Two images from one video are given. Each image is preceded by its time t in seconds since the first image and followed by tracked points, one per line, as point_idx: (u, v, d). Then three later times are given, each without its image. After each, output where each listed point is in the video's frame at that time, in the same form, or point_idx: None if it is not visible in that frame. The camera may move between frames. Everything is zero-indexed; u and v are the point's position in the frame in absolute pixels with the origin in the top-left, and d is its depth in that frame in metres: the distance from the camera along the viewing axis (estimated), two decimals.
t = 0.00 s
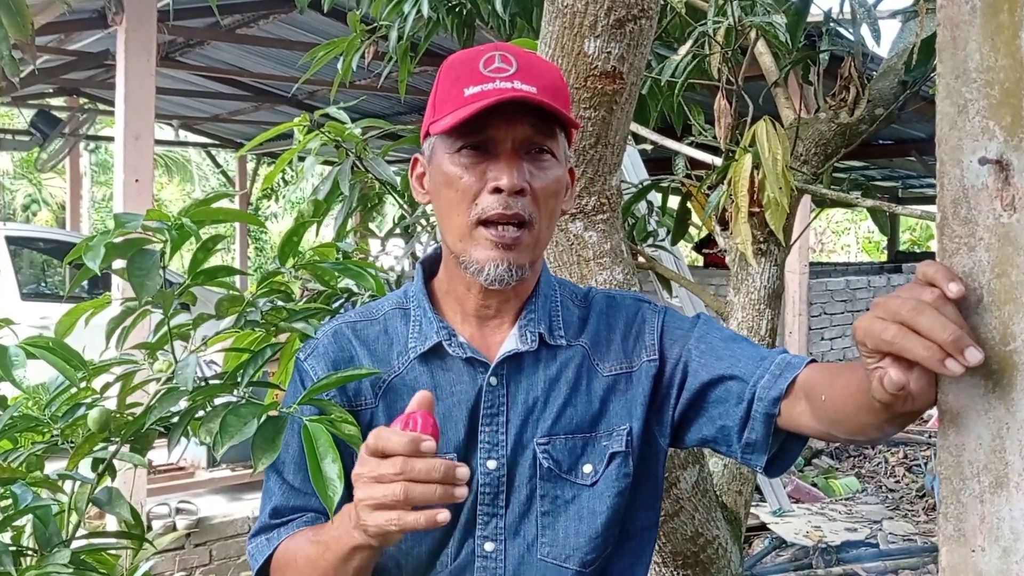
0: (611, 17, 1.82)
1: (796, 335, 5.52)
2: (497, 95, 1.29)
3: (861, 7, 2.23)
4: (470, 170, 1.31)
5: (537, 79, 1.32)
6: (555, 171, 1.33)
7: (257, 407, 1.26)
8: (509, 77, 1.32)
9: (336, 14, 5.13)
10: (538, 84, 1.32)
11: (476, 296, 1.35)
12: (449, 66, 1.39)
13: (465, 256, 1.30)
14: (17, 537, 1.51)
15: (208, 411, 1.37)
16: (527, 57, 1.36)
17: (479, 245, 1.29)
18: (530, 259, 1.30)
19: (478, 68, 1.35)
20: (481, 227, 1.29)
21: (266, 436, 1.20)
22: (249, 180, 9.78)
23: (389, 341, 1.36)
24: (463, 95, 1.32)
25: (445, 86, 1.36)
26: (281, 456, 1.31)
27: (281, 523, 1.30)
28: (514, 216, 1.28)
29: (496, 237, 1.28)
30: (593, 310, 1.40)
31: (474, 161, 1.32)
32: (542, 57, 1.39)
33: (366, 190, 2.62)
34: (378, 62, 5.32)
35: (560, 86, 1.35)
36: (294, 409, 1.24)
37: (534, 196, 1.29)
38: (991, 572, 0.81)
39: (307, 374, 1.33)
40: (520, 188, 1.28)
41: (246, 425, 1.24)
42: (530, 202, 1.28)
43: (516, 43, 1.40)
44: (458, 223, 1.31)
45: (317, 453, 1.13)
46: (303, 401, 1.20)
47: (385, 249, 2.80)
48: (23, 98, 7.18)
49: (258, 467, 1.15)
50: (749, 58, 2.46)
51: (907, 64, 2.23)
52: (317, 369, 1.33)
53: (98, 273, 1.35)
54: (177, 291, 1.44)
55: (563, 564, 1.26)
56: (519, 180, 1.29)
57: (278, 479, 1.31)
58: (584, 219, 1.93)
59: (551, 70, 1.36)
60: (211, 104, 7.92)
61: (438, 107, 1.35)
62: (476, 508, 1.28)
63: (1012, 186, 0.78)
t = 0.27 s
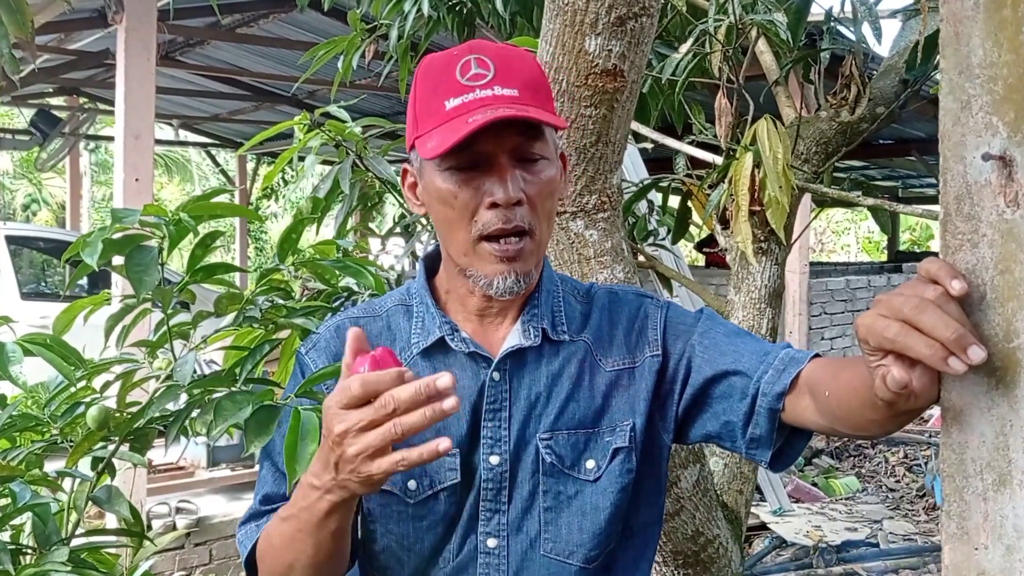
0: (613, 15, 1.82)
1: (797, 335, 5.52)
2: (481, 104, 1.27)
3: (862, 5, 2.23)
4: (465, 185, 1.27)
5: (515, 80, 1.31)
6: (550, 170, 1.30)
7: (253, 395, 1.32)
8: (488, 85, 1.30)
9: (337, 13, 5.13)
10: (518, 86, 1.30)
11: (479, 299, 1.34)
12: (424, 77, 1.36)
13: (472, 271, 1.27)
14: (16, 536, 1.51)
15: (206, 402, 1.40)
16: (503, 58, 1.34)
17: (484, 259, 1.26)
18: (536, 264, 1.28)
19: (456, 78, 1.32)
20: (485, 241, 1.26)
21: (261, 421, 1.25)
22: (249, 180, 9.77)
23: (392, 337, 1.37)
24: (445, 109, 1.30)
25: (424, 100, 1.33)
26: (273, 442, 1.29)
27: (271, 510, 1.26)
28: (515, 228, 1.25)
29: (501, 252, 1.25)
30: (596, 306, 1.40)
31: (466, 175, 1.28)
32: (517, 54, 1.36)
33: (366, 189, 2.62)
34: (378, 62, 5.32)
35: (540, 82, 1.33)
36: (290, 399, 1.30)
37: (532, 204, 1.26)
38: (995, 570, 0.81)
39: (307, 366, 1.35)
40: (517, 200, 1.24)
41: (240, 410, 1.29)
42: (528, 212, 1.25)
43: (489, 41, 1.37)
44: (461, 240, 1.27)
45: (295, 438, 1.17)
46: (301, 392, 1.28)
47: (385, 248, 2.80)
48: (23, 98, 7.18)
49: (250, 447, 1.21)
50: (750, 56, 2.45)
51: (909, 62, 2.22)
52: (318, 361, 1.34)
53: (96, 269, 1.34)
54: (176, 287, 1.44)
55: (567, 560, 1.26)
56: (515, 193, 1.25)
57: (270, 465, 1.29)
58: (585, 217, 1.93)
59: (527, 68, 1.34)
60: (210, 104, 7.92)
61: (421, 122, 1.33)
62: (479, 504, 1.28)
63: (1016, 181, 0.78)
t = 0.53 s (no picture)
0: (614, 16, 1.82)
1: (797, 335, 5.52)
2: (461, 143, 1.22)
3: (863, 6, 2.22)
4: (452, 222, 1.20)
5: (492, 106, 1.24)
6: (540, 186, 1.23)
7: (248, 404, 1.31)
8: (465, 118, 1.23)
9: (337, 13, 5.13)
10: (496, 112, 1.24)
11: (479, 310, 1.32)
12: (394, 108, 1.28)
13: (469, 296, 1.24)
14: (17, 537, 1.50)
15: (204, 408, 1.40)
16: (473, 79, 1.25)
17: (481, 285, 1.22)
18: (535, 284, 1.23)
19: (428, 110, 1.25)
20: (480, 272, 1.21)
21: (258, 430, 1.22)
22: (249, 179, 9.77)
23: (392, 344, 1.35)
24: (424, 147, 1.24)
25: (400, 135, 1.27)
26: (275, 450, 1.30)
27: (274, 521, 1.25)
28: (512, 259, 1.19)
29: (496, 280, 1.20)
30: (595, 305, 1.39)
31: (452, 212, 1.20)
32: (488, 67, 1.27)
33: (367, 189, 2.61)
34: (378, 62, 5.32)
35: (517, 100, 1.26)
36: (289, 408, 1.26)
37: (526, 229, 1.20)
38: (997, 573, 0.81)
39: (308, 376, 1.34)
40: (510, 232, 1.18)
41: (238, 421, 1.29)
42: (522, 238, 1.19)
43: (456, 56, 1.28)
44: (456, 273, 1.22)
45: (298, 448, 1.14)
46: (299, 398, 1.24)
47: (385, 248, 2.79)
48: (23, 98, 7.18)
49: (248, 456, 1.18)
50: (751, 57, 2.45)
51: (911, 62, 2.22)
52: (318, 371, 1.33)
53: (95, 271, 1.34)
54: (176, 289, 1.44)
55: (574, 562, 1.27)
56: (507, 226, 1.17)
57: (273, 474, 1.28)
58: (586, 218, 1.92)
59: (501, 85, 1.26)
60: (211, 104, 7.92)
61: (401, 157, 1.27)
62: (485, 508, 1.29)
63: (1019, 184, 0.78)
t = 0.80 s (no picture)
0: (615, 15, 1.81)
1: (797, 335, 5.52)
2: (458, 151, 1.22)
3: (864, 5, 2.22)
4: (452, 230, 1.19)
5: (489, 112, 1.24)
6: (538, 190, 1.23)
7: (254, 409, 1.26)
8: (462, 124, 1.23)
9: (338, 12, 5.12)
10: (494, 118, 1.23)
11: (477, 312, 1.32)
12: (389, 113, 1.28)
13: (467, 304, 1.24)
14: (18, 535, 1.50)
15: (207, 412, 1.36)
16: (469, 83, 1.25)
17: (480, 291, 1.23)
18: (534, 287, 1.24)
19: (425, 116, 1.24)
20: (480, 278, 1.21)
21: (261, 439, 1.20)
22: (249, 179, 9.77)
23: (389, 349, 1.35)
24: (420, 154, 1.24)
25: (395, 140, 1.26)
26: (275, 465, 1.30)
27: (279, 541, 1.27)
28: (511, 265, 1.20)
29: (495, 286, 1.21)
30: (593, 304, 1.39)
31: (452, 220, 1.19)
32: (483, 69, 1.26)
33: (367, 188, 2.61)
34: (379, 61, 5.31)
35: (514, 104, 1.25)
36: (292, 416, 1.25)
37: (525, 235, 1.20)
38: (999, 571, 0.81)
39: (304, 384, 1.34)
40: (510, 239, 1.18)
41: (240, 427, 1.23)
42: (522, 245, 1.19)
43: (451, 59, 1.27)
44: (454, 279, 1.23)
45: (309, 463, 1.13)
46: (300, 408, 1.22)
47: (386, 247, 2.79)
48: (23, 97, 7.18)
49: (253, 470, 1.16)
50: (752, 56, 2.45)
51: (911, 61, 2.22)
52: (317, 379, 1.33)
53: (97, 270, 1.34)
54: (178, 288, 1.44)
55: (577, 563, 1.26)
56: (507, 233, 1.17)
57: (275, 493, 1.29)
58: (586, 217, 1.92)
59: (498, 89, 1.25)
60: (211, 104, 7.92)
61: (397, 163, 1.27)
62: (487, 511, 1.29)
63: (1021, 182, 0.78)
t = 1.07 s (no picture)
0: (616, 14, 1.81)
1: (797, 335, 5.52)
2: (454, 154, 1.22)
3: (865, 4, 2.22)
4: (448, 232, 1.19)
5: (486, 114, 1.24)
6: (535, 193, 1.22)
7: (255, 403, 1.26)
8: (459, 126, 1.23)
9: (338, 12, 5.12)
10: (490, 120, 1.23)
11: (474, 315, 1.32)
12: (386, 114, 1.28)
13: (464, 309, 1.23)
14: (19, 534, 1.50)
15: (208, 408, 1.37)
16: (466, 84, 1.25)
17: (476, 294, 1.22)
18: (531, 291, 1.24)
19: (421, 117, 1.24)
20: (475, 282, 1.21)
21: (261, 432, 1.22)
22: (249, 178, 9.77)
23: (386, 349, 1.35)
24: (416, 156, 1.24)
25: (392, 141, 1.26)
26: (274, 469, 1.31)
27: (280, 546, 1.28)
28: (508, 268, 1.19)
29: (491, 289, 1.21)
30: (592, 303, 1.39)
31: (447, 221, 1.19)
32: (481, 71, 1.26)
33: (368, 187, 2.61)
34: (379, 60, 5.32)
35: (511, 105, 1.25)
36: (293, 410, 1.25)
37: (521, 238, 1.19)
38: (1002, 569, 0.81)
39: (302, 386, 1.34)
40: (506, 242, 1.17)
41: (242, 419, 1.25)
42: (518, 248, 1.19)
43: (448, 60, 1.27)
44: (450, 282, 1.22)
45: (310, 452, 1.14)
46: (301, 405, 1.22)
47: (386, 246, 2.79)
48: (24, 96, 7.18)
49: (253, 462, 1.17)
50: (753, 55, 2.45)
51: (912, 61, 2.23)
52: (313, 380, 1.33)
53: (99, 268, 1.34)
54: (180, 286, 1.44)
55: (574, 564, 1.26)
56: (504, 236, 1.17)
57: (276, 498, 1.30)
58: (587, 216, 1.92)
59: (495, 90, 1.25)
60: (211, 103, 7.92)
61: (393, 164, 1.27)
62: (485, 511, 1.29)
63: None
